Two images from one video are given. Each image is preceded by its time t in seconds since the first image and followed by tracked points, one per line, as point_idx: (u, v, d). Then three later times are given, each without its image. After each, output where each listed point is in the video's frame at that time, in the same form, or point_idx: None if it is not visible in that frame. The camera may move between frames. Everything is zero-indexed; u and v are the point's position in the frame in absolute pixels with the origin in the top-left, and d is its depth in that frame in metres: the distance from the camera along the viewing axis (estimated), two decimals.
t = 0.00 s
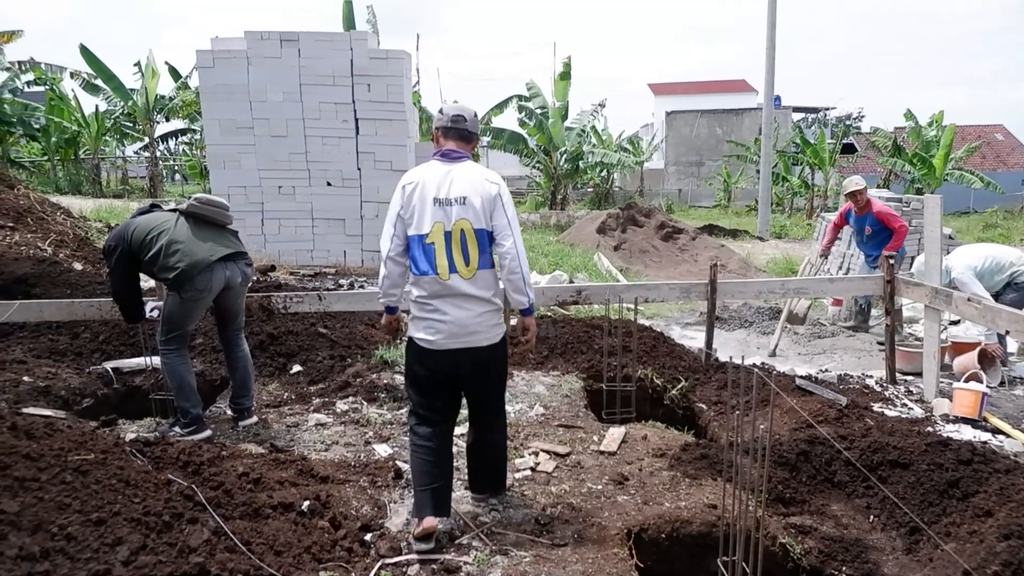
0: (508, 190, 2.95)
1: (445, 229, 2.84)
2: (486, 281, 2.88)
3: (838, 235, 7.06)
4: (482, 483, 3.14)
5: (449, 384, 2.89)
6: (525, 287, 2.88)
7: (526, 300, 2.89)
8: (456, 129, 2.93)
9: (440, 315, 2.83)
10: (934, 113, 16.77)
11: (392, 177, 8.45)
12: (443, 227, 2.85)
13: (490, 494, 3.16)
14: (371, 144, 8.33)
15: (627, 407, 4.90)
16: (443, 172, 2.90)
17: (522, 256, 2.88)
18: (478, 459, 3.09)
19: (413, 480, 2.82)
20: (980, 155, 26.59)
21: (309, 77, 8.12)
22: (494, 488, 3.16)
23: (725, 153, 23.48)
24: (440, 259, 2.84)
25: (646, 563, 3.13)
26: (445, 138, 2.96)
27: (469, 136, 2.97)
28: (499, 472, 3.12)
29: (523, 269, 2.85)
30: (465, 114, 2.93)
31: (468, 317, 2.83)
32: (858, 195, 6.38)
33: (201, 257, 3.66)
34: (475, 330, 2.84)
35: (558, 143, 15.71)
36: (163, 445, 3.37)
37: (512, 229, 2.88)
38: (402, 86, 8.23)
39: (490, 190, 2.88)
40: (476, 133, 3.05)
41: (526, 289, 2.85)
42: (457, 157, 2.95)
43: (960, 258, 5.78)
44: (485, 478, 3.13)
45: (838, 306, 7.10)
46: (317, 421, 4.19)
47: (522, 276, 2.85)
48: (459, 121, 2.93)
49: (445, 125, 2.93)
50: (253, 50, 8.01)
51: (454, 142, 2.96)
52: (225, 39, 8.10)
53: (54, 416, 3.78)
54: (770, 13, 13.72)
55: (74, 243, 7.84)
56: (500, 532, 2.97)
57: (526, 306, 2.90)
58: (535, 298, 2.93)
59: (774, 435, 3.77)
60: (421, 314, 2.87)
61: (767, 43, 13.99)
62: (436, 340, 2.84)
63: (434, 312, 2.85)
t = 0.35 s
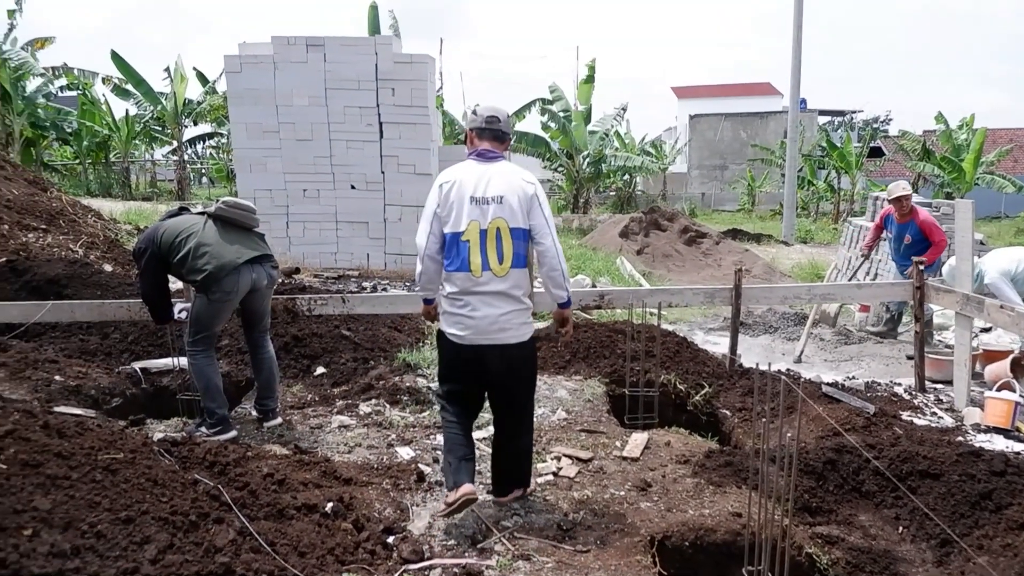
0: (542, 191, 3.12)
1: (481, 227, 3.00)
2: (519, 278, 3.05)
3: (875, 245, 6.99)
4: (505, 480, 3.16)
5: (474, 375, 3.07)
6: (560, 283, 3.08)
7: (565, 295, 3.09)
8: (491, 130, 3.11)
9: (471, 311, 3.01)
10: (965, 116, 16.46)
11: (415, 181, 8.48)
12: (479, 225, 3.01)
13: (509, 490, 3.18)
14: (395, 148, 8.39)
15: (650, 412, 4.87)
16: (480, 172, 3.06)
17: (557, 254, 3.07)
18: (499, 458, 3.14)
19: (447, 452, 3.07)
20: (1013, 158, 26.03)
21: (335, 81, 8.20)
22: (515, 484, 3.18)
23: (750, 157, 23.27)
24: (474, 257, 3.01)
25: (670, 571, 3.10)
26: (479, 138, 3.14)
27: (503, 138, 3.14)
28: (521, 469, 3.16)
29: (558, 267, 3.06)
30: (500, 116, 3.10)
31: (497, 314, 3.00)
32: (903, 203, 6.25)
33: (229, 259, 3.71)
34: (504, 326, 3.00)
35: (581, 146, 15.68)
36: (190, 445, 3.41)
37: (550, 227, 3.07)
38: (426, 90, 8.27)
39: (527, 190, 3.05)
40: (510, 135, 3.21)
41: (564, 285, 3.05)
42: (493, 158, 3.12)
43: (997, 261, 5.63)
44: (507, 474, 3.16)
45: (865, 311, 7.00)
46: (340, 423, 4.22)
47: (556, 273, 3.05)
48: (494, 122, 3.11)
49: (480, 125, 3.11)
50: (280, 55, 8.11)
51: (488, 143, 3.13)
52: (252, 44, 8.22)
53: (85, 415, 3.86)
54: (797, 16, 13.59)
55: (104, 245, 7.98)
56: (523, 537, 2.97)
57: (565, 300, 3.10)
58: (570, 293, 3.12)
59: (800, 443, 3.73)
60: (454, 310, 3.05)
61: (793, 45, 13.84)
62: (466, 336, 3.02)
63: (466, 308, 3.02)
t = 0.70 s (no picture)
0: (572, 195, 3.11)
1: (509, 231, 3.02)
2: (546, 281, 3.05)
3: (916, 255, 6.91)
4: (526, 484, 3.17)
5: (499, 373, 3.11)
6: (588, 286, 3.08)
7: (595, 297, 3.10)
8: (522, 134, 3.13)
9: (496, 313, 3.04)
10: (998, 120, 16.15)
11: (439, 186, 8.53)
12: (507, 229, 3.02)
13: (530, 496, 3.20)
14: (419, 153, 8.44)
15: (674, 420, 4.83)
16: (511, 176, 3.08)
17: (586, 258, 3.07)
18: (521, 460, 3.15)
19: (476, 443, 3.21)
20: None
21: (361, 87, 8.28)
22: (536, 489, 3.18)
23: (775, 162, 23.04)
24: (501, 260, 3.03)
25: None
26: (511, 142, 3.15)
27: (535, 141, 3.15)
28: (541, 473, 3.16)
29: (587, 272, 3.06)
30: (530, 120, 3.11)
31: (521, 317, 3.01)
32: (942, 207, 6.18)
33: (256, 263, 3.75)
34: (527, 329, 3.01)
35: (604, 151, 15.65)
36: (217, 447, 3.45)
37: (578, 232, 3.05)
38: (450, 96, 8.31)
39: (557, 195, 3.05)
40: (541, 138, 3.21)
41: (594, 288, 3.06)
42: (524, 162, 3.13)
43: None
44: (529, 478, 3.16)
45: (895, 318, 6.89)
46: (364, 427, 4.25)
47: (584, 277, 3.05)
48: (524, 125, 3.12)
49: (511, 130, 3.13)
50: (307, 61, 8.22)
51: (520, 146, 3.15)
52: (280, 51, 8.34)
53: (116, 416, 3.93)
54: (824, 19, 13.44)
55: (134, 249, 8.13)
56: (546, 544, 2.96)
57: (594, 303, 3.10)
58: (598, 297, 3.11)
59: (828, 453, 3.68)
60: (481, 311, 3.09)
61: (820, 49, 13.70)
62: (490, 337, 3.06)
63: (492, 310, 3.05)
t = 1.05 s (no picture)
0: (597, 200, 3.11)
1: (534, 236, 3.03)
2: (569, 286, 3.06)
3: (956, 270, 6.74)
4: (546, 487, 3.17)
5: (521, 376, 3.13)
6: (611, 292, 3.08)
7: (617, 302, 3.10)
8: (548, 140, 3.13)
9: (519, 316, 3.06)
10: None
11: (460, 190, 8.56)
12: (532, 234, 3.04)
13: (550, 500, 3.18)
14: (442, 158, 8.48)
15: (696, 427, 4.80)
16: (536, 182, 3.09)
17: (610, 264, 3.07)
18: (542, 464, 3.15)
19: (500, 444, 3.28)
20: None
21: (384, 92, 8.34)
22: (557, 494, 3.18)
23: (799, 167, 22.82)
24: (525, 264, 3.05)
25: None
26: (536, 148, 3.16)
27: (561, 147, 3.15)
28: (560, 477, 3.15)
29: (609, 277, 3.06)
30: (556, 125, 3.11)
31: (543, 320, 3.02)
32: (977, 209, 6.08)
33: (281, 267, 3.79)
34: (549, 332, 3.02)
35: (626, 156, 15.60)
36: (241, 448, 3.49)
37: (602, 238, 3.05)
38: (473, 101, 8.34)
39: (581, 200, 3.05)
40: (567, 144, 3.21)
41: (616, 292, 3.06)
42: (550, 168, 3.14)
43: None
44: (550, 482, 3.16)
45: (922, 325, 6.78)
46: (386, 430, 4.27)
47: (606, 283, 3.06)
48: (550, 131, 3.12)
49: (537, 135, 3.13)
50: (331, 67, 8.30)
51: (546, 152, 3.16)
52: (305, 57, 8.44)
53: (142, 416, 3.98)
54: (850, 23, 13.30)
55: (161, 252, 8.26)
56: (568, 550, 2.95)
57: (616, 308, 3.10)
58: (621, 301, 3.11)
59: (854, 463, 3.63)
60: (504, 314, 3.12)
61: (845, 53, 13.55)
62: (513, 339, 3.09)
63: (515, 313, 3.08)
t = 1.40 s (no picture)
0: (616, 204, 3.12)
1: (554, 240, 3.06)
2: (588, 289, 3.08)
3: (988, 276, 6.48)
4: (566, 489, 3.16)
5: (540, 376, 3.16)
6: (628, 296, 3.07)
7: (635, 307, 3.08)
8: (567, 145, 3.17)
9: (539, 318, 3.09)
10: None
11: (481, 194, 8.58)
12: (552, 238, 3.07)
13: (571, 503, 3.17)
14: (463, 162, 8.51)
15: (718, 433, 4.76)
16: (555, 187, 3.12)
17: (628, 267, 3.07)
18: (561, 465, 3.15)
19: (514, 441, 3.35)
20: None
21: (406, 96, 8.39)
22: (578, 498, 3.16)
23: (822, 171, 22.59)
24: (546, 268, 3.08)
25: None
26: (556, 153, 3.20)
27: (579, 151, 3.18)
28: (578, 479, 3.14)
29: (626, 282, 3.05)
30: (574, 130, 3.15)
31: (562, 323, 3.05)
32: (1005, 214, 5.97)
33: (305, 270, 3.82)
34: (568, 335, 3.05)
35: (646, 160, 15.56)
36: (265, 449, 3.52)
37: (620, 241, 3.06)
38: (494, 105, 8.36)
39: (600, 204, 3.06)
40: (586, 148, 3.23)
41: (633, 298, 3.04)
42: (569, 172, 3.17)
43: None
44: (570, 484, 3.15)
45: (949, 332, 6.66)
46: (407, 433, 4.28)
47: (623, 287, 3.04)
48: (568, 137, 3.16)
49: (556, 140, 3.17)
50: (354, 72, 8.37)
51: (565, 157, 3.19)
52: (328, 61, 8.52)
53: (167, 416, 4.04)
54: (875, 26, 13.16)
55: (186, 254, 8.37)
56: (589, 556, 2.94)
57: (634, 313, 3.08)
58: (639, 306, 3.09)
59: (880, 472, 3.58)
60: (525, 316, 3.15)
61: (870, 56, 13.41)
62: (533, 340, 3.12)
63: (535, 315, 3.11)
